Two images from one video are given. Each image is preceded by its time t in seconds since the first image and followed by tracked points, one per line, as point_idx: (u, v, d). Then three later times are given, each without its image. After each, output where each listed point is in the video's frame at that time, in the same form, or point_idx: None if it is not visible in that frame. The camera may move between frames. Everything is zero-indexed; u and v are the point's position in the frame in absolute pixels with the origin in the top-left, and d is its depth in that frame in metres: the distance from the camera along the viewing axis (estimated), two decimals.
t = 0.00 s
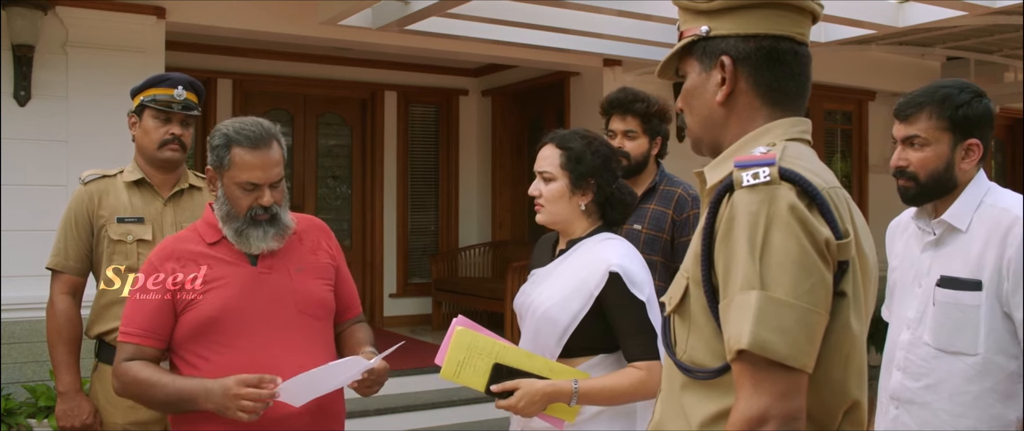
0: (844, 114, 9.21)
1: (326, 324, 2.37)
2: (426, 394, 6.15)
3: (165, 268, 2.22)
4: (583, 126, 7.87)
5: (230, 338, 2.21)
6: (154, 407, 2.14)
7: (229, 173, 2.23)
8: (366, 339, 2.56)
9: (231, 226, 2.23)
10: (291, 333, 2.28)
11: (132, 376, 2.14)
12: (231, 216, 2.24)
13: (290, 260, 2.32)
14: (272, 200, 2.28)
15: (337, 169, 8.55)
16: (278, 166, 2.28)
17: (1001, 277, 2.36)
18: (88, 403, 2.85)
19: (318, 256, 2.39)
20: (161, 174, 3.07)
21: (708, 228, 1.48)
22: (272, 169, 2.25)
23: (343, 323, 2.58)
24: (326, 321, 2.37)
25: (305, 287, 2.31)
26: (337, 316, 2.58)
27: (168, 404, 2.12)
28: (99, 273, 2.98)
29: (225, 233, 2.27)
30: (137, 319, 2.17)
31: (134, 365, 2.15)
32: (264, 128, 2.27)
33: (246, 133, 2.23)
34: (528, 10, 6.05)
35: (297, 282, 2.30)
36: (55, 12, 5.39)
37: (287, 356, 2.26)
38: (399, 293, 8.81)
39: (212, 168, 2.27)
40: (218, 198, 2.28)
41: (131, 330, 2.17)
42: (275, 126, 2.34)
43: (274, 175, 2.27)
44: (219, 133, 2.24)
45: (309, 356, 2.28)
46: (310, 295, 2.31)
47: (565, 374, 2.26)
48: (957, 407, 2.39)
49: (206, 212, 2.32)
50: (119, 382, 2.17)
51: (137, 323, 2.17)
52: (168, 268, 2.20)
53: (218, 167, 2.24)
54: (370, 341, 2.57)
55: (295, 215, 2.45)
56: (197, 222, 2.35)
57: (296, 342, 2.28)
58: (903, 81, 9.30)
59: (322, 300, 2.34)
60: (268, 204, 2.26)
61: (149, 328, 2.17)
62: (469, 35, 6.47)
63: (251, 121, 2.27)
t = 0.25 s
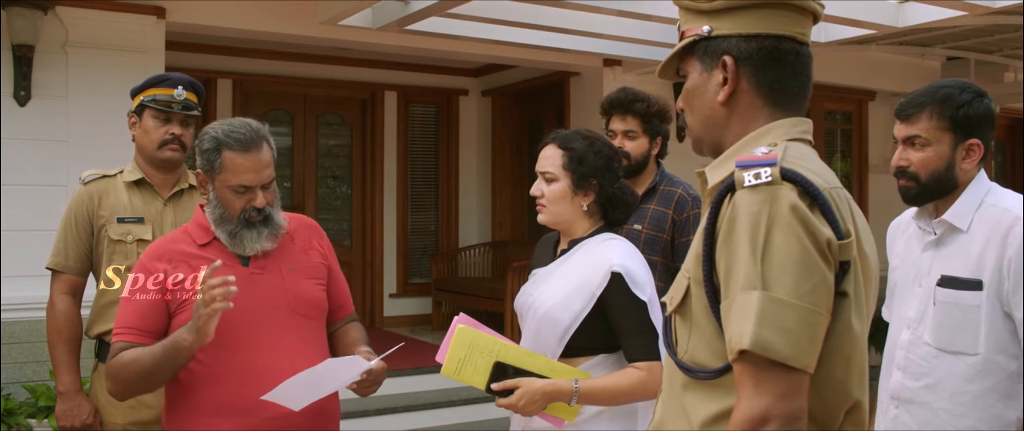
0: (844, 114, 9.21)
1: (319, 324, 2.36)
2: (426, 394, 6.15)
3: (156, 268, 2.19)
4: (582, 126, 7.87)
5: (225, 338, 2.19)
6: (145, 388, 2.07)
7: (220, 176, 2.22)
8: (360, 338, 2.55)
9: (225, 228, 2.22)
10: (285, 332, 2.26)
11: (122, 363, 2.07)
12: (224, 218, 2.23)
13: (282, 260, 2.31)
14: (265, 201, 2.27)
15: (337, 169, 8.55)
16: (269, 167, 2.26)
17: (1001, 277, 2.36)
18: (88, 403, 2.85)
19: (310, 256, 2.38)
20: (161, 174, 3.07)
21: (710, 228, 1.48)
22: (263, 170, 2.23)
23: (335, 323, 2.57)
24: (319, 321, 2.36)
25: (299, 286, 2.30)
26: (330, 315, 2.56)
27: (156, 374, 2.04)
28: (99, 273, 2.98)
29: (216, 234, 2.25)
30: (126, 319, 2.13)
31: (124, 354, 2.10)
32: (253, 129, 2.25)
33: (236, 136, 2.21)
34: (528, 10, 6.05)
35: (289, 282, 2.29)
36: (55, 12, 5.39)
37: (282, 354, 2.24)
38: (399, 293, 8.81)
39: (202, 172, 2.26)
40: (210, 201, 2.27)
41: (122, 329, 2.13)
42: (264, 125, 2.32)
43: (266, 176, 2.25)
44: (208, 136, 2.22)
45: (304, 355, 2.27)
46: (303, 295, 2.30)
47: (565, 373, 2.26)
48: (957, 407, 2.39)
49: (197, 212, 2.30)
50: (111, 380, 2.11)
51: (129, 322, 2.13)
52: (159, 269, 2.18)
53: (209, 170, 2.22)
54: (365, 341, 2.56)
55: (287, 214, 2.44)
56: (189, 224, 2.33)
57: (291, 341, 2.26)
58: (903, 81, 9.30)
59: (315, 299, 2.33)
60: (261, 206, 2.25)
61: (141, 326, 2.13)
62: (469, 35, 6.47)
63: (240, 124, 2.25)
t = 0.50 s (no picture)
0: (844, 114, 9.21)
1: (311, 323, 2.37)
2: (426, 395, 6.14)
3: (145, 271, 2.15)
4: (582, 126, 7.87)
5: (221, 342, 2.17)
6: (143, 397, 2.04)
7: (214, 175, 2.20)
8: (351, 334, 2.54)
9: (216, 229, 2.20)
10: (279, 333, 2.26)
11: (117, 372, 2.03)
12: (215, 219, 2.20)
13: (274, 260, 2.31)
14: (258, 202, 2.27)
15: (337, 169, 8.55)
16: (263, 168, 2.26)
17: (1002, 277, 2.36)
18: (88, 403, 2.85)
19: (301, 255, 2.39)
20: (161, 174, 3.07)
21: (710, 228, 1.48)
22: (258, 170, 2.23)
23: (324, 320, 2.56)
24: (310, 320, 2.36)
25: (291, 286, 2.30)
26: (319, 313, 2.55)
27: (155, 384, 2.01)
28: (100, 273, 2.98)
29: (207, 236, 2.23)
30: (120, 325, 2.09)
31: (118, 362, 2.06)
32: (248, 129, 2.24)
33: (231, 135, 2.20)
34: (528, 10, 6.05)
35: (282, 282, 2.29)
36: (55, 12, 5.39)
37: (279, 356, 2.25)
38: (399, 293, 8.81)
39: (195, 171, 2.24)
40: (202, 201, 2.24)
41: (114, 336, 2.09)
42: (257, 127, 2.31)
43: (260, 177, 2.24)
44: (204, 136, 2.21)
45: (300, 355, 2.28)
46: (295, 295, 2.30)
47: (567, 374, 2.26)
48: (957, 407, 2.39)
49: (185, 213, 2.28)
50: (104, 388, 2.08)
51: (122, 328, 2.09)
52: (151, 272, 2.14)
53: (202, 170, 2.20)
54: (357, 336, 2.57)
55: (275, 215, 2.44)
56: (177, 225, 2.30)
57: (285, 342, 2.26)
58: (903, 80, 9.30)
59: (307, 299, 2.33)
60: (254, 207, 2.24)
61: (133, 332, 2.10)
62: (469, 35, 6.48)
63: (234, 123, 2.24)
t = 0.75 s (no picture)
0: (844, 114, 9.22)
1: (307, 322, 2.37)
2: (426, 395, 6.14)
3: (142, 277, 2.13)
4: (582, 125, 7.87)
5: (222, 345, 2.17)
6: (150, 410, 2.05)
7: (211, 179, 2.19)
8: (342, 328, 2.57)
9: (213, 231, 2.20)
10: (279, 333, 2.26)
11: (123, 385, 2.03)
12: (212, 222, 2.20)
13: (269, 260, 2.31)
14: (255, 204, 2.27)
15: (337, 169, 8.54)
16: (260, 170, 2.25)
17: (1002, 277, 2.36)
18: (88, 403, 2.85)
19: (294, 254, 2.40)
20: (161, 174, 3.07)
21: (711, 229, 1.48)
22: (255, 173, 2.23)
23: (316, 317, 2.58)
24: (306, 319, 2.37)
25: (288, 286, 2.31)
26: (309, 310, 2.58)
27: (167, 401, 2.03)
28: (99, 273, 2.98)
29: (203, 238, 2.22)
30: (119, 332, 2.07)
31: (122, 374, 2.05)
32: (244, 132, 2.23)
33: (228, 138, 2.19)
34: (528, 10, 6.05)
35: (278, 283, 2.29)
36: (55, 12, 5.39)
37: (280, 357, 2.25)
38: (399, 293, 8.81)
39: (190, 174, 2.22)
40: (198, 203, 2.23)
41: (114, 345, 2.06)
42: (253, 128, 2.30)
43: (256, 180, 2.24)
44: (200, 139, 2.19)
45: (300, 354, 2.28)
46: (292, 294, 2.31)
47: (568, 374, 2.26)
48: (957, 407, 2.40)
49: (177, 215, 2.26)
50: (106, 398, 2.06)
51: (121, 335, 2.07)
52: (149, 278, 2.12)
53: (199, 173, 2.19)
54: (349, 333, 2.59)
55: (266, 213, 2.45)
56: (169, 228, 2.29)
57: (284, 342, 2.27)
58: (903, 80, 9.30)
59: (303, 298, 2.34)
60: (252, 209, 2.24)
61: (133, 340, 2.08)
62: (469, 35, 6.47)
63: (231, 126, 2.23)
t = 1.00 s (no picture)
0: (844, 114, 9.23)
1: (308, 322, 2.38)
2: (426, 395, 6.14)
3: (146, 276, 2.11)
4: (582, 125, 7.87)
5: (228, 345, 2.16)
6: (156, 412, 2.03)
7: (218, 178, 2.18)
8: (340, 325, 2.58)
9: (217, 231, 2.19)
10: (283, 334, 2.27)
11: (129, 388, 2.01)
12: (218, 221, 2.19)
13: (271, 261, 2.31)
14: (260, 204, 2.27)
15: (337, 169, 8.54)
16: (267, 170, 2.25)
17: (1003, 277, 2.35)
18: (88, 403, 2.85)
19: (294, 255, 2.40)
20: (161, 174, 3.06)
21: (711, 230, 1.48)
22: (263, 173, 2.22)
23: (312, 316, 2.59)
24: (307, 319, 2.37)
25: (290, 286, 2.31)
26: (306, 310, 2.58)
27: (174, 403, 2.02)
28: (99, 273, 2.98)
29: (207, 238, 2.21)
30: (125, 333, 2.04)
31: (128, 375, 2.03)
32: (253, 132, 2.23)
33: (238, 138, 2.18)
34: (528, 10, 6.05)
35: (281, 283, 2.30)
36: (55, 12, 5.39)
37: (285, 357, 2.25)
38: (399, 293, 8.81)
39: (197, 172, 2.20)
40: (203, 202, 2.21)
41: (120, 345, 2.04)
42: (259, 129, 2.30)
43: (263, 180, 2.24)
44: (209, 137, 2.18)
45: (303, 354, 2.29)
46: (294, 295, 2.31)
47: (569, 374, 2.26)
48: (958, 406, 2.39)
49: (179, 215, 2.24)
50: (110, 400, 2.03)
51: (126, 336, 2.05)
52: (155, 277, 2.10)
53: (206, 172, 2.18)
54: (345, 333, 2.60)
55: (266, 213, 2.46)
56: (170, 227, 2.27)
57: (288, 343, 2.27)
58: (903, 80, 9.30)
59: (305, 298, 2.35)
60: (257, 209, 2.24)
61: (139, 340, 2.06)
62: (470, 35, 6.47)
63: (240, 125, 2.22)
